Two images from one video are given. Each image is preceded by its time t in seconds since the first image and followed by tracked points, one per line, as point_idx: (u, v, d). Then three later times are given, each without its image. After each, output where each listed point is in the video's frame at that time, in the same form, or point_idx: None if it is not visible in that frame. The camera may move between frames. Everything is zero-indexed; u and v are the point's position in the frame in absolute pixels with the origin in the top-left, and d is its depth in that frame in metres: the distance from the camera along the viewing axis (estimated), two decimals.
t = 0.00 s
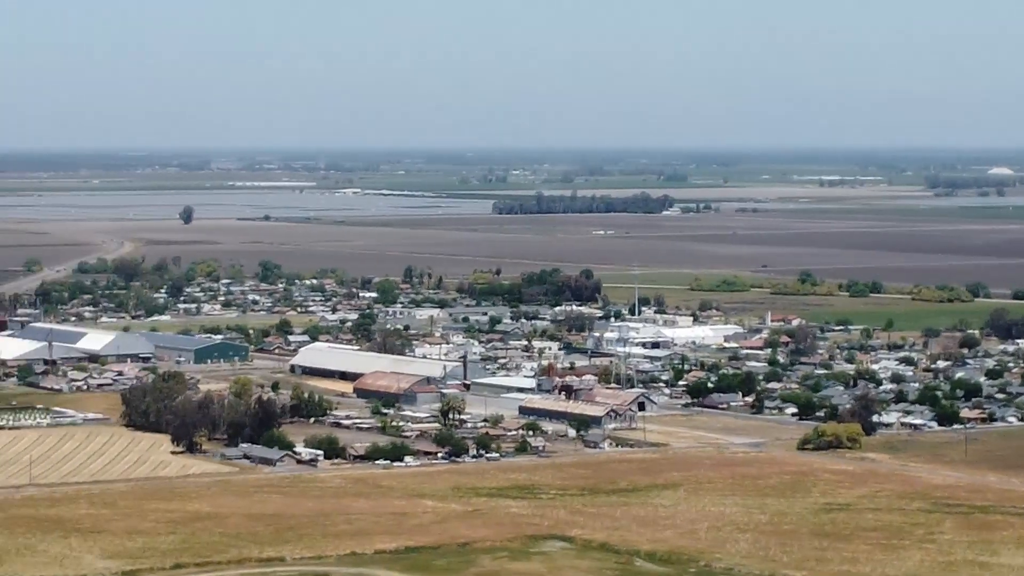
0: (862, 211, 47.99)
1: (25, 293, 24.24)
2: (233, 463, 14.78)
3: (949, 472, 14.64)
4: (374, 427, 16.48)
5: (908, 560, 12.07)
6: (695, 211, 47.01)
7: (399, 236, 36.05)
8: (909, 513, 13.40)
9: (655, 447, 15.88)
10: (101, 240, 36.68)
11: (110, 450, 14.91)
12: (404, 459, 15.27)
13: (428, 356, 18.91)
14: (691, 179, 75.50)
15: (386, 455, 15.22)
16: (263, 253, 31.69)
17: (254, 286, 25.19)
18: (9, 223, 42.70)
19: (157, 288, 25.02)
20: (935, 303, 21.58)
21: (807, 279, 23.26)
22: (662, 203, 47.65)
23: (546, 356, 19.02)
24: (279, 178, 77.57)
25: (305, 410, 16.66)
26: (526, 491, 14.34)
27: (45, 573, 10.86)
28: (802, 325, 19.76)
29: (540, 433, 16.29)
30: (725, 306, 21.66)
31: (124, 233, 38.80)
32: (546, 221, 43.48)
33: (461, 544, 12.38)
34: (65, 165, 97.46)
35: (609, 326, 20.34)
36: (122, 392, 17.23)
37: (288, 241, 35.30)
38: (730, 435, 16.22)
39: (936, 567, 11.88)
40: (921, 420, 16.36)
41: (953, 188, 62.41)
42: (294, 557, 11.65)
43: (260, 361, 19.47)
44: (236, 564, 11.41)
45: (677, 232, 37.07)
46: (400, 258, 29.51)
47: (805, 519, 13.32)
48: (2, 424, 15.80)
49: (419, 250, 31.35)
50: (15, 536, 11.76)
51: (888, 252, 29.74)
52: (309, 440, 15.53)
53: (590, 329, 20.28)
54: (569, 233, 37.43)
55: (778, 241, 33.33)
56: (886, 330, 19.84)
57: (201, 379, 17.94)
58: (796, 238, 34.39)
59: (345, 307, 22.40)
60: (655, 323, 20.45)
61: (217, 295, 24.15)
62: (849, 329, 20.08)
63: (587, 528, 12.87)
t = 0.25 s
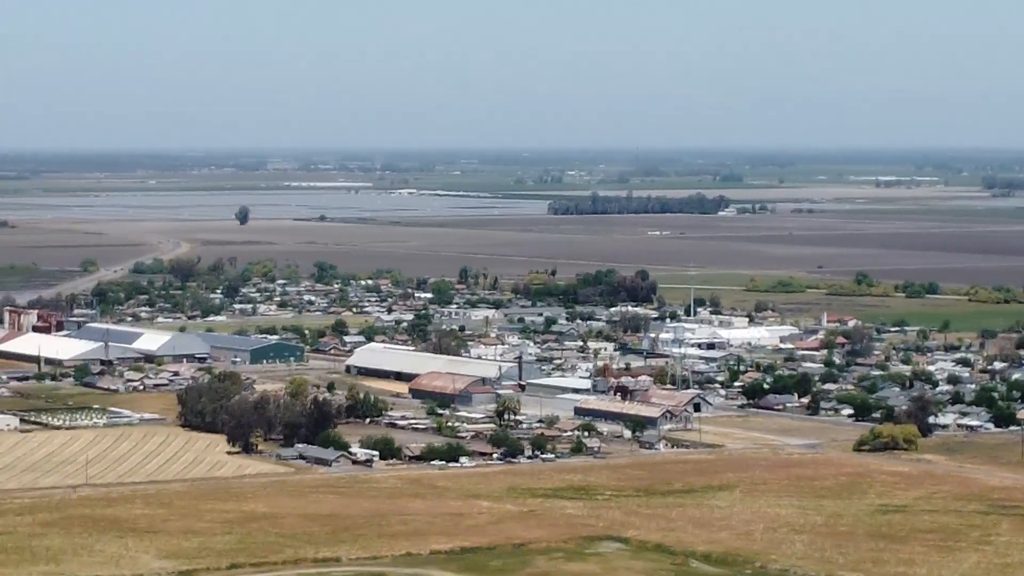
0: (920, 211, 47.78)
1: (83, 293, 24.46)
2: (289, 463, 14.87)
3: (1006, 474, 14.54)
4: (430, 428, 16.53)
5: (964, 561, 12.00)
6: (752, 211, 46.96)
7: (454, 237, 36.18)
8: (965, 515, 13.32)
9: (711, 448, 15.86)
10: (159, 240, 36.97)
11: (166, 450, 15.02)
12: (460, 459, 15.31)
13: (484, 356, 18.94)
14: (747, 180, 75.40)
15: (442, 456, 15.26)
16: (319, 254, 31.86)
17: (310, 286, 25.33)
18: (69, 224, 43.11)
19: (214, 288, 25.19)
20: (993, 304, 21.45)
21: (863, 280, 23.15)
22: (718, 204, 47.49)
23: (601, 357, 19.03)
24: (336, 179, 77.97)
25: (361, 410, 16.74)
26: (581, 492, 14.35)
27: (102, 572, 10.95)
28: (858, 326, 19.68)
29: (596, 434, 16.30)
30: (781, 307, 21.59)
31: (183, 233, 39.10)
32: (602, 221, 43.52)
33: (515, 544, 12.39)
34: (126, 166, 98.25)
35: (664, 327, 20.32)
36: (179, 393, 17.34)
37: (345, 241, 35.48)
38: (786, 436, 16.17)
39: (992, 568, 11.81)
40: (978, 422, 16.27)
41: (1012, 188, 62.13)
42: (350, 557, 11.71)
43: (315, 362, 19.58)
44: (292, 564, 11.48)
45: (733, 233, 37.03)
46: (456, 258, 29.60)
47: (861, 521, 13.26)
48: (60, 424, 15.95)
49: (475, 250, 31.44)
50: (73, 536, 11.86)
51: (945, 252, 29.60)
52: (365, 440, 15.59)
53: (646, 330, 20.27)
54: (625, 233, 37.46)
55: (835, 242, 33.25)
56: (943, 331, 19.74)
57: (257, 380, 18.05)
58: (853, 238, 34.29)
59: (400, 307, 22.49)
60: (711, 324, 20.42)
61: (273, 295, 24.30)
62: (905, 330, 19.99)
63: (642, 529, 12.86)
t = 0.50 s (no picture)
0: (955, 211, 47.65)
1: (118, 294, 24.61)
2: (322, 463, 14.91)
3: None
4: (462, 428, 16.56)
5: (997, 562, 11.97)
6: (784, 212, 47.02)
7: (487, 237, 36.27)
8: (999, 516, 13.28)
9: (743, 448, 15.84)
10: (193, 240, 37.17)
11: (200, 450, 15.09)
12: (492, 459, 15.33)
13: (517, 356, 18.97)
14: (781, 180, 75.39)
15: (475, 456, 15.29)
16: (352, 254, 32.02)
17: (343, 287, 25.42)
18: (105, 224, 43.39)
19: (247, 288, 25.32)
20: None
21: (896, 281, 23.08)
22: (752, 204, 47.32)
23: (634, 357, 19.04)
24: (369, 179, 78.36)
25: (394, 411, 16.78)
26: (613, 492, 14.35)
27: (136, 572, 11.00)
28: (892, 327, 19.65)
29: (629, 434, 16.29)
30: (813, 307, 21.57)
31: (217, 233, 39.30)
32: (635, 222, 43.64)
33: (548, 545, 12.40)
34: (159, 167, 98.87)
35: (697, 328, 20.33)
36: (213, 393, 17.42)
37: (378, 242, 35.65)
38: (818, 437, 16.14)
39: None
40: (1012, 422, 16.21)
41: None
42: (382, 557, 11.74)
43: (348, 362, 19.64)
44: (324, 564, 11.51)
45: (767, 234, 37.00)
46: (487, 258, 29.70)
47: (893, 522, 13.23)
48: (94, 424, 16.04)
49: (507, 251, 31.55)
50: (106, 536, 11.92)
51: (980, 253, 29.51)
52: (398, 440, 15.63)
53: (678, 330, 20.26)
54: (657, 234, 37.57)
55: (867, 242, 33.31)
56: (976, 332, 19.69)
57: (290, 380, 18.12)
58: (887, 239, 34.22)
59: (433, 307, 22.56)
60: (744, 325, 20.41)
61: (306, 296, 24.40)
62: (939, 331, 19.95)
63: (674, 530, 12.85)
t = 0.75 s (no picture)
0: (961, 211, 47.62)
1: (123, 294, 24.64)
2: (327, 463, 14.92)
3: None
4: (468, 428, 16.56)
5: (1002, 562, 11.96)
6: (790, 211, 47.05)
7: (493, 237, 36.29)
8: (1004, 516, 13.27)
9: (748, 448, 15.84)
10: (199, 240, 37.20)
11: (204, 450, 15.10)
12: (497, 459, 15.34)
13: (522, 356, 18.98)
14: (787, 180, 75.39)
15: (480, 456, 15.29)
16: (358, 254, 32.06)
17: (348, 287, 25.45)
18: (110, 224, 43.44)
19: (253, 288, 25.35)
20: None
21: (902, 281, 23.07)
22: (757, 204, 47.38)
23: (639, 357, 19.05)
24: (375, 179, 78.44)
25: (398, 411, 16.79)
26: (618, 492, 14.35)
27: (140, 572, 11.01)
28: (897, 327, 19.65)
29: (633, 434, 16.30)
30: (819, 307, 21.57)
31: (223, 233, 39.33)
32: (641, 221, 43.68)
33: (553, 545, 12.41)
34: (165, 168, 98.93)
35: (702, 328, 20.33)
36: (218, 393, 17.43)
37: (384, 242, 35.69)
38: (823, 437, 16.14)
39: None
40: (1017, 422, 16.21)
41: None
42: (387, 557, 11.75)
43: (353, 362, 19.65)
44: (329, 565, 11.52)
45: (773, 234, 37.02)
46: (493, 258, 29.73)
47: (898, 522, 13.23)
48: (99, 424, 16.05)
49: (513, 251, 31.60)
50: (111, 536, 11.93)
51: (987, 253, 29.50)
52: (403, 440, 15.64)
53: (683, 331, 20.26)
54: (662, 233, 37.59)
55: (873, 242, 33.33)
56: (982, 332, 19.69)
57: (295, 380, 18.13)
58: (893, 239, 34.20)
59: (438, 307, 22.59)
60: (749, 325, 20.42)
61: (311, 296, 24.42)
62: (944, 331, 19.95)
63: (679, 530, 12.85)
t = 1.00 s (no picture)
0: (961, 211, 47.58)
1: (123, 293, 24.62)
2: (327, 463, 14.91)
3: None
4: (468, 428, 16.56)
5: (1002, 562, 11.96)
6: (790, 211, 47.04)
7: (493, 237, 36.26)
8: (1004, 516, 13.27)
9: (748, 448, 15.84)
10: (198, 240, 37.16)
11: (204, 450, 15.08)
12: (497, 459, 15.33)
13: (522, 356, 18.98)
14: (787, 180, 75.32)
15: (480, 456, 15.29)
16: (358, 254, 32.03)
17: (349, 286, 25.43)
18: (110, 224, 43.39)
19: (253, 287, 25.33)
20: None
21: (901, 281, 23.06)
22: (757, 204, 47.38)
23: (639, 357, 19.04)
24: (375, 178, 78.39)
25: (399, 411, 16.78)
26: (619, 492, 14.34)
27: (141, 572, 11.01)
28: (897, 327, 19.66)
29: (634, 434, 16.30)
30: (818, 307, 21.57)
31: (223, 233, 39.31)
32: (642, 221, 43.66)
33: (553, 545, 12.40)
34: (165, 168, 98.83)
35: (702, 328, 20.32)
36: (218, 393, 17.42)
37: (384, 241, 35.66)
38: (823, 437, 16.14)
39: None
40: (1017, 422, 16.21)
41: None
42: (387, 557, 11.74)
43: (353, 362, 19.65)
44: (329, 565, 11.51)
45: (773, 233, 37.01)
46: (493, 258, 29.71)
47: (898, 522, 13.22)
48: (100, 424, 16.03)
49: (513, 250, 31.58)
50: (111, 536, 11.92)
51: (987, 253, 29.47)
52: (403, 440, 15.64)
53: (683, 330, 20.25)
54: (663, 233, 37.57)
55: (874, 242, 33.31)
56: (982, 332, 19.69)
57: (295, 380, 18.13)
58: (893, 239, 34.17)
59: (438, 307, 22.58)
60: (750, 324, 20.42)
61: (312, 295, 24.40)
62: (944, 330, 19.95)
63: (680, 530, 12.85)
